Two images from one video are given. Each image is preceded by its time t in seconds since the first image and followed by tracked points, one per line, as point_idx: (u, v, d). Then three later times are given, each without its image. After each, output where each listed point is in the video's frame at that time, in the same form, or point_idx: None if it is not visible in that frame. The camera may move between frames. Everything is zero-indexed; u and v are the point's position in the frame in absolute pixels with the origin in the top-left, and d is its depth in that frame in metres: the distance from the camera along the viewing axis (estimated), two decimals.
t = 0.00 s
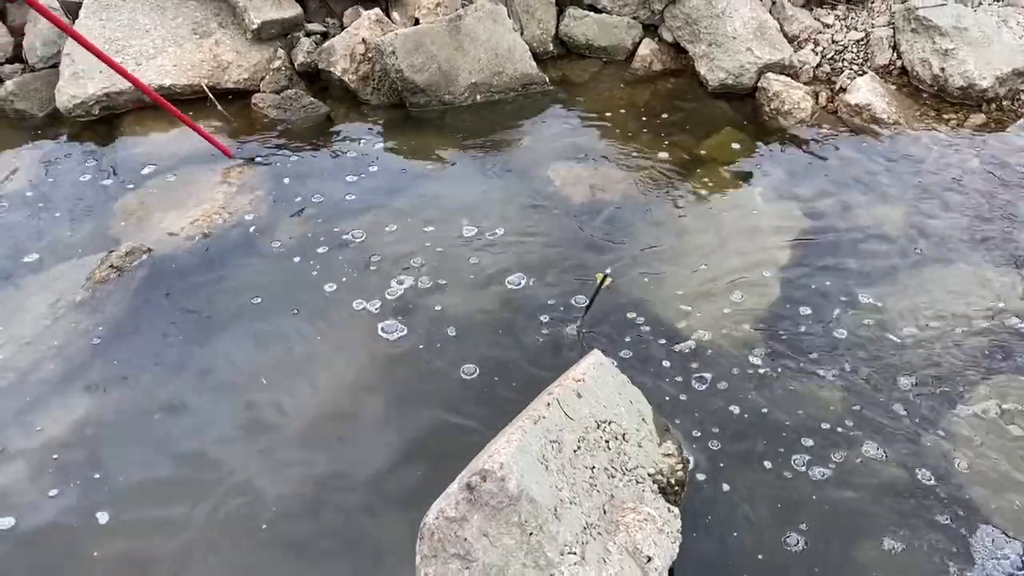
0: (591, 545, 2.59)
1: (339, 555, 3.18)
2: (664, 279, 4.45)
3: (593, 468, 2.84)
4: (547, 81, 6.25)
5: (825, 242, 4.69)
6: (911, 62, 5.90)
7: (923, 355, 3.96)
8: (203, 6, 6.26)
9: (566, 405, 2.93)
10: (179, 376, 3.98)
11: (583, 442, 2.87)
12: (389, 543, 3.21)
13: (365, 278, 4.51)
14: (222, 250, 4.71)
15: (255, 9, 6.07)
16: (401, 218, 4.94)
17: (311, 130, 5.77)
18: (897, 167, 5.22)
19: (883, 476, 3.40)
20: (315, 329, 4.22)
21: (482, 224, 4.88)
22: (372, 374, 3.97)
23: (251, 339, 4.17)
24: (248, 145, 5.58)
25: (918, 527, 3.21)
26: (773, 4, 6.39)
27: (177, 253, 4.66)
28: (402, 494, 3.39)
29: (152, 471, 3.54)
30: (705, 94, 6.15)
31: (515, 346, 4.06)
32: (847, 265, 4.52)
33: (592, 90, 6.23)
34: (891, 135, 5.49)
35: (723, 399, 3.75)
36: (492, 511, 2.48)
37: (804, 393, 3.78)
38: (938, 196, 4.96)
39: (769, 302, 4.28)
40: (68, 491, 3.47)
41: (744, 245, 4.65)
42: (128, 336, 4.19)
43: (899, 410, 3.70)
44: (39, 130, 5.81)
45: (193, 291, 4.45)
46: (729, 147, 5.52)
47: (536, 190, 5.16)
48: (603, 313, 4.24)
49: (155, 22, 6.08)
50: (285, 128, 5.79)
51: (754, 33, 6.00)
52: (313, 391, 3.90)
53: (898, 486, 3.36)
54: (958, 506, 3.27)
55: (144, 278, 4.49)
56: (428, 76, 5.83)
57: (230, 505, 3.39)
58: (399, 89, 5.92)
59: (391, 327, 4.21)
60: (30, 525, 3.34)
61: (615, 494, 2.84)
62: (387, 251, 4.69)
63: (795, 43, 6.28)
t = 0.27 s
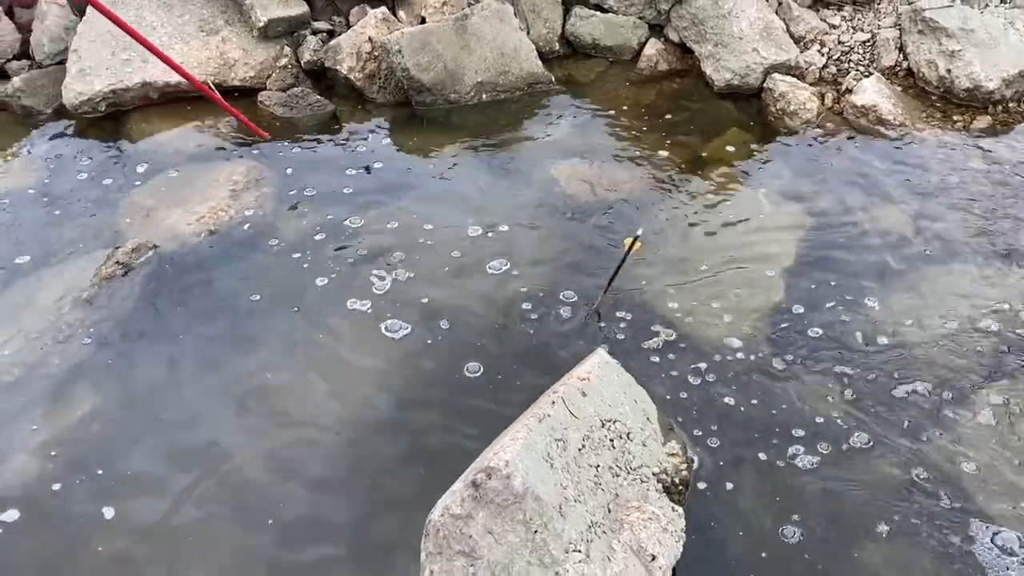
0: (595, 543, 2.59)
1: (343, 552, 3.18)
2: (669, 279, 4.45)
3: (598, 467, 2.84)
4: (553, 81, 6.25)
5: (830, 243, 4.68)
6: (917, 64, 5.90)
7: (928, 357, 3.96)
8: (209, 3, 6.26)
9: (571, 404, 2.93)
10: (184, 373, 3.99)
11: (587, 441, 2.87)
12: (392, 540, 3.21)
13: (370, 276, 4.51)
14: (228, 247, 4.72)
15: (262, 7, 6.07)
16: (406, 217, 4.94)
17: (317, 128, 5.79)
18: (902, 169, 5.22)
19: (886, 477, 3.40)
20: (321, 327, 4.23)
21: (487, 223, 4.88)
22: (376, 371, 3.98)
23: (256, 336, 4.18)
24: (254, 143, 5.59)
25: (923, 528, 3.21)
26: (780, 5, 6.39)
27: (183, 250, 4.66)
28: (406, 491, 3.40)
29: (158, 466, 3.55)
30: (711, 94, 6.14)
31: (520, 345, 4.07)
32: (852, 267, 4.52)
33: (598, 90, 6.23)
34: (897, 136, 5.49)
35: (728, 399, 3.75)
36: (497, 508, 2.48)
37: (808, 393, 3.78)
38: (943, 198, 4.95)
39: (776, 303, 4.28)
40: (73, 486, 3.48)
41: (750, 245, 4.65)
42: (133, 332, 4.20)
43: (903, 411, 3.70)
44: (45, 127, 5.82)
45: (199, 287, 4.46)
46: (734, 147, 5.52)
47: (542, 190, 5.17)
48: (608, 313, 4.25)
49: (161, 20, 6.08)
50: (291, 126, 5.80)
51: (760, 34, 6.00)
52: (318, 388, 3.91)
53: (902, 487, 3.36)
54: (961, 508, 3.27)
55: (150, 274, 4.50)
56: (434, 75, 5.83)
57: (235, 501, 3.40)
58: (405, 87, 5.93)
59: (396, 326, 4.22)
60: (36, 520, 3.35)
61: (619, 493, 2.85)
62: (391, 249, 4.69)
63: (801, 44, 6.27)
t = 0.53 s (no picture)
0: (598, 542, 2.60)
1: (345, 549, 3.19)
2: (672, 278, 4.45)
3: (600, 466, 2.84)
4: (556, 80, 6.24)
5: (832, 242, 4.69)
6: (920, 64, 5.90)
7: (930, 357, 3.96)
8: (213, 1, 6.26)
9: (574, 403, 2.93)
10: (187, 371, 4.00)
11: (590, 440, 2.87)
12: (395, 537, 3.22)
13: (373, 275, 4.52)
14: (230, 245, 4.72)
15: (266, 6, 6.07)
16: (409, 215, 4.94)
17: (320, 126, 5.79)
18: (905, 169, 5.21)
19: (888, 477, 3.41)
20: (323, 325, 4.23)
21: (490, 222, 4.88)
22: (378, 370, 3.99)
23: (258, 334, 4.18)
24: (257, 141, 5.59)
25: (925, 527, 3.21)
26: (783, 4, 6.39)
27: (186, 248, 4.67)
28: (409, 489, 3.40)
29: (161, 464, 3.55)
30: (714, 94, 6.14)
31: (522, 344, 4.07)
32: (855, 267, 4.52)
33: (601, 89, 6.23)
34: (900, 136, 5.49)
35: (731, 399, 3.76)
36: (500, 506, 2.48)
37: (811, 393, 3.79)
38: (946, 198, 4.95)
39: (778, 302, 4.28)
40: (76, 483, 3.49)
41: (753, 245, 4.65)
42: (136, 330, 4.21)
43: (905, 411, 3.70)
44: (49, 124, 5.83)
45: (201, 285, 4.47)
46: (736, 147, 5.52)
47: (544, 188, 5.17)
48: (611, 312, 4.25)
49: (165, 18, 6.08)
50: (294, 124, 5.81)
51: (763, 33, 6.00)
52: (320, 387, 3.92)
53: (904, 487, 3.36)
54: (962, 508, 3.28)
55: (153, 272, 4.50)
56: (437, 74, 5.84)
57: (238, 499, 3.40)
58: (408, 86, 5.93)
59: (398, 324, 4.22)
60: (40, 517, 3.35)
61: (621, 491, 2.85)
62: (394, 248, 4.69)
63: (804, 43, 6.27)
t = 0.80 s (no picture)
0: (599, 542, 2.59)
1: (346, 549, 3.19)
2: (672, 278, 4.45)
3: (601, 466, 2.84)
4: (556, 79, 6.24)
5: (833, 242, 4.68)
6: (920, 63, 5.89)
7: (930, 356, 3.96)
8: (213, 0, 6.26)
9: (575, 403, 2.93)
10: (187, 370, 3.99)
11: (591, 440, 2.87)
12: (395, 537, 3.22)
13: (373, 274, 4.51)
14: (230, 244, 4.72)
15: (266, 5, 6.06)
16: (409, 215, 4.93)
17: (321, 125, 5.78)
18: (906, 168, 5.21)
19: (889, 477, 3.40)
20: (323, 324, 4.23)
21: (490, 222, 4.88)
22: (379, 370, 3.98)
23: (259, 334, 4.18)
24: (257, 141, 5.58)
25: (926, 527, 3.21)
26: (783, 3, 6.38)
27: (185, 247, 4.66)
28: (409, 489, 3.40)
29: (161, 463, 3.55)
30: (714, 93, 6.14)
31: (523, 343, 4.07)
32: (855, 266, 4.51)
33: (601, 88, 6.23)
34: (900, 136, 5.49)
35: (731, 398, 3.75)
36: (502, 507, 2.48)
37: (811, 393, 3.78)
38: (946, 197, 4.95)
39: (779, 302, 4.27)
40: (77, 483, 3.48)
41: (753, 244, 4.64)
42: (136, 330, 4.20)
43: (906, 411, 3.70)
44: (48, 124, 5.82)
45: (201, 285, 4.46)
46: (737, 147, 5.52)
47: (545, 188, 5.16)
48: (611, 312, 4.25)
49: (164, 17, 6.08)
50: (294, 123, 5.80)
51: (764, 33, 5.99)
52: (321, 387, 3.91)
53: (905, 487, 3.36)
54: (963, 508, 3.27)
55: (153, 271, 4.50)
56: (438, 73, 5.83)
57: (239, 499, 3.39)
58: (408, 85, 5.92)
59: (399, 324, 4.22)
60: (40, 517, 3.35)
61: (623, 491, 2.85)
62: (394, 248, 4.69)
63: (805, 42, 6.26)
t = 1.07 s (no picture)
0: (599, 542, 2.59)
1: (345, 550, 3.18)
2: (670, 277, 4.44)
3: (601, 466, 2.84)
4: (553, 79, 6.23)
5: (831, 240, 4.68)
6: (917, 61, 5.88)
7: (929, 354, 3.96)
8: (209, 1, 6.24)
9: (574, 403, 2.92)
10: (185, 372, 3.98)
11: (590, 440, 2.86)
12: (394, 538, 3.21)
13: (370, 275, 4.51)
14: (228, 245, 4.71)
15: (262, 5, 6.05)
16: (406, 215, 4.93)
17: (318, 125, 5.76)
18: (903, 167, 5.21)
19: (887, 475, 3.40)
20: (322, 325, 4.22)
21: (488, 221, 4.87)
22: (377, 371, 3.98)
23: (256, 335, 4.17)
24: (253, 141, 5.58)
25: (924, 526, 3.21)
26: (780, 2, 6.38)
27: (182, 248, 4.65)
28: (407, 490, 3.40)
29: (159, 465, 3.54)
30: (711, 92, 6.13)
31: (521, 343, 4.06)
32: (853, 265, 4.51)
33: (599, 87, 6.22)
34: (897, 134, 5.48)
35: (730, 397, 3.75)
36: (501, 508, 2.47)
37: (810, 392, 3.78)
38: (943, 195, 4.95)
39: (777, 301, 4.27)
40: (75, 485, 3.47)
41: (751, 243, 4.64)
42: (133, 331, 4.19)
43: (905, 409, 3.69)
44: (44, 125, 5.81)
45: (199, 286, 4.45)
46: (734, 145, 5.52)
47: (542, 187, 5.16)
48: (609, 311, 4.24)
49: (160, 17, 6.07)
50: (290, 124, 5.79)
51: (760, 31, 6.00)
52: (319, 388, 3.91)
53: (903, 485, 3.36)
54: (961, 506, 3.28)
55: (150, 273, 4.49)
56: (434, 73, 5.82)
57: (237, 500, 3.39)
58: (405, 85, 5.91)
59: (397, 325, 4.21)
60: (37, 519, 3.34)
61: (622, 492, 2.85)
62: (392, 248, 4.68)
63: (802, 41, 6.27)
